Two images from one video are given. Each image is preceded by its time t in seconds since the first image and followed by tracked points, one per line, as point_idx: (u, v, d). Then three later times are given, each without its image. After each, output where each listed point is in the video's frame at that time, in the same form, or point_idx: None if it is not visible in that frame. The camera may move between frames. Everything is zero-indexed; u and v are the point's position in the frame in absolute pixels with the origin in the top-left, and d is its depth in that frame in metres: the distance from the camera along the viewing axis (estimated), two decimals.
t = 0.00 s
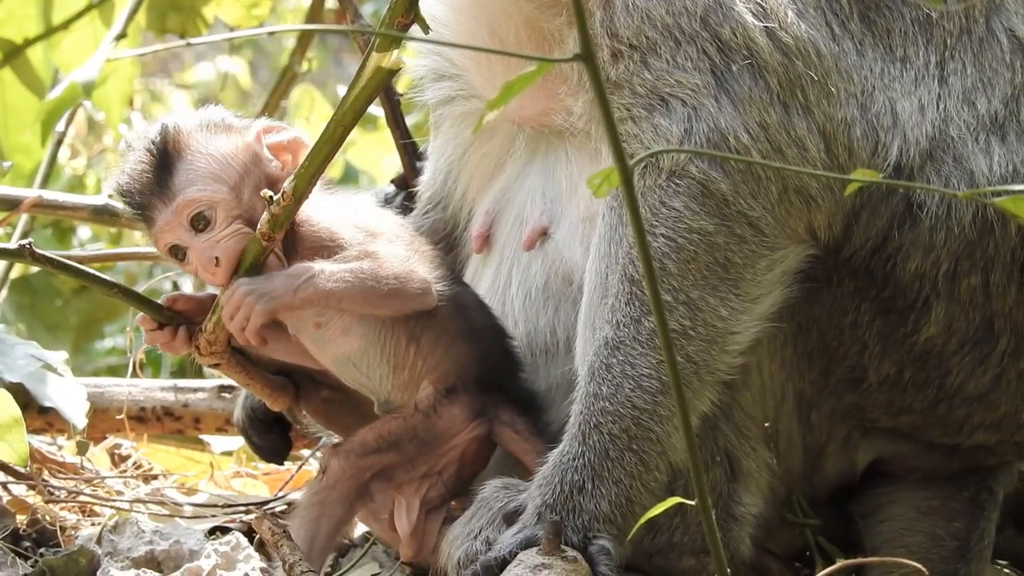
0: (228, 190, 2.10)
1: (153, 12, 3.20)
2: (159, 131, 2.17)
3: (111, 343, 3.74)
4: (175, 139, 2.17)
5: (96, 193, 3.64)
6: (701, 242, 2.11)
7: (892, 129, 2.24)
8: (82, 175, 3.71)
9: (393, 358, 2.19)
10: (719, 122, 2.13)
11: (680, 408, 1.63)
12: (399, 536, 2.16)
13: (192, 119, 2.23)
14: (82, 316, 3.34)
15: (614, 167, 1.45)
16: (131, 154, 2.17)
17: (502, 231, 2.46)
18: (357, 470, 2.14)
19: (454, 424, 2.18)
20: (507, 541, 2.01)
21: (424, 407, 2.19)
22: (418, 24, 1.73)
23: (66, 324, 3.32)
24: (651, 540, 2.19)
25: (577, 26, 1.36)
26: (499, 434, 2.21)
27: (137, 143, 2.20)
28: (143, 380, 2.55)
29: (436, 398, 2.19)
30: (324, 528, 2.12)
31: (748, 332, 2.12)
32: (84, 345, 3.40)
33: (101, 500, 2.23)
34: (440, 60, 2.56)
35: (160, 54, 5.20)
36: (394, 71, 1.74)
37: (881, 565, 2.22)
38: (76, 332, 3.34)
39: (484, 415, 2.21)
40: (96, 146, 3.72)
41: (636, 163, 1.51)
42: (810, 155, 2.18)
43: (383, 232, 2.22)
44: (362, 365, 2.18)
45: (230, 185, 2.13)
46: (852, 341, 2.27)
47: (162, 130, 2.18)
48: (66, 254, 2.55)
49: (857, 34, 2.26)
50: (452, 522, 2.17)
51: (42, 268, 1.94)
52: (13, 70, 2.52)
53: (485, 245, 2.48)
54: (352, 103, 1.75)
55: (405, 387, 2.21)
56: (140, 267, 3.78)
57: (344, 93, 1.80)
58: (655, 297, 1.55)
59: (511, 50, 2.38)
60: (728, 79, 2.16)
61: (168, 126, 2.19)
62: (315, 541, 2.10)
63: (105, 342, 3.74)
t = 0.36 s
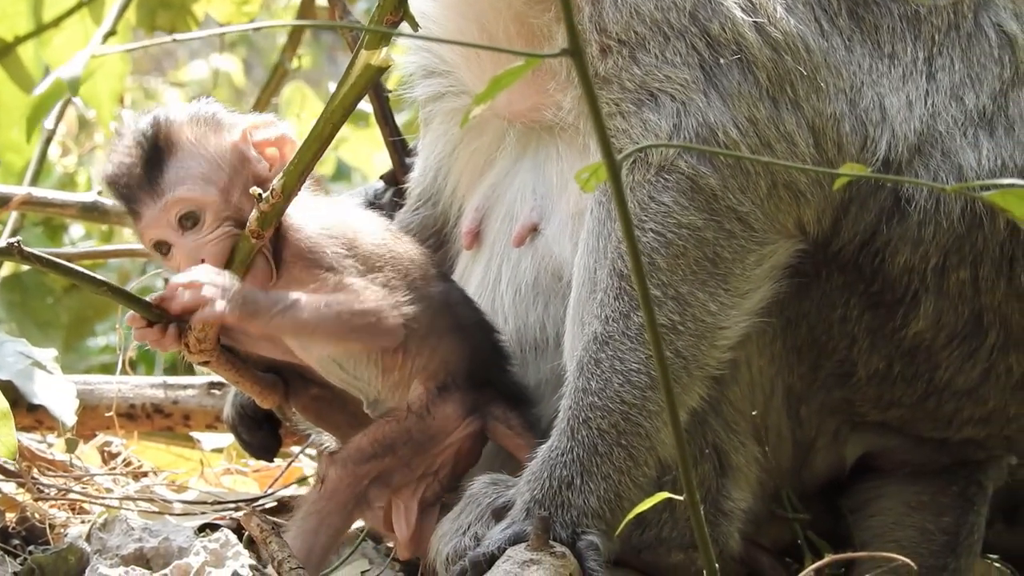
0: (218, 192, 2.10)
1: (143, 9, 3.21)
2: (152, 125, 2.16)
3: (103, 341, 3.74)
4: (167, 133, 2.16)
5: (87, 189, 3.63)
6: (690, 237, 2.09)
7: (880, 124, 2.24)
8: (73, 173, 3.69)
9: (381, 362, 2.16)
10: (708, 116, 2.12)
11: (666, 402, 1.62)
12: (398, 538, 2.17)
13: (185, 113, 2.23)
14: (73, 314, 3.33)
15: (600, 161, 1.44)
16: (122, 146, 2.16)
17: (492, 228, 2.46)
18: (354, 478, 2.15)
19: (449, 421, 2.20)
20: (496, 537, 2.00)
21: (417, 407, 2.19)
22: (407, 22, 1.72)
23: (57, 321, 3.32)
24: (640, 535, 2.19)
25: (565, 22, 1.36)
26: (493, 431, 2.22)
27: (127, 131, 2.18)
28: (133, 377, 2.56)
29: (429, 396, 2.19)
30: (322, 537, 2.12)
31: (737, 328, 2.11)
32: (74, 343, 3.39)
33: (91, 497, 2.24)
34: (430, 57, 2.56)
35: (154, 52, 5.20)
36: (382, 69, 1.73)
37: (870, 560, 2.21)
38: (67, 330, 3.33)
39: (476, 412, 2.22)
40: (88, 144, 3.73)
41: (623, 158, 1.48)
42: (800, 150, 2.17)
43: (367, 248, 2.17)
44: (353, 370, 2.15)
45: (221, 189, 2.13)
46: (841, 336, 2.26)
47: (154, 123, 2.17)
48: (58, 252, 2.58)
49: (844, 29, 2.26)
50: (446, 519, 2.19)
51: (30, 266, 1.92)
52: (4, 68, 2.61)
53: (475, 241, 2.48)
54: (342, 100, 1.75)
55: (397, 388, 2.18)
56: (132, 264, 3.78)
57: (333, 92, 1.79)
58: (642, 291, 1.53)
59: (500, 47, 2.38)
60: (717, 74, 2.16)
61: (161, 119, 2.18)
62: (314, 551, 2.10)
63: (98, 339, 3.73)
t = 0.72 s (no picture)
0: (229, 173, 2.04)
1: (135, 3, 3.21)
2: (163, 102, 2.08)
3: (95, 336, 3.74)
4: (178, 111, 2.08)
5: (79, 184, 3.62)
6: (682, 232, 2.09)
7: (872, 119, 2.23)
8: (65, 168, 3.70)
9: (370, 349, 2.15)
10: (699, 112, 2.12)
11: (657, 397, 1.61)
12: (386, 527, 2.17)
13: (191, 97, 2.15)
14: (65, 309, 3.35)
15: (591, 156, 1.43)
16: (124, 120, 2.07)
17: (484, 223, 2.46)
18: (349, 472, 2.13)
19: (441, 411, 2.20)
20: (487, 532, 2.00)
21: (409, 398, 2.18)
22: (395, 15, 1.71)
23: (50, 316, 3.33)
24: (632, 530, 2.17)
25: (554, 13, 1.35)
26: (480, 420, 2.24)
27: (134, 104, 2.10)
28: (124, 372, 2.58)
29: (420, 389, 2.19)
30: (316, 531, 2.10)
31: (729, 323, 2.11)
32: (66, 338, 3.41)
33: (83, 491, 2.24)
34: (422, 52, 2.56)
35: (146, 46, 5.20)
36: (370, 62, 1.72)
37: (862, 555, 2.22)
38: (60, 325, 3.34)
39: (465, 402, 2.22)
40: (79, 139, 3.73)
41: (614, 152, 1.47)
42: (791, 144, 2.17)
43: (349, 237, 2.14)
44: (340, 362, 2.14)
45: (228, 170, 2.06)
46: (833, 331, 2.26)
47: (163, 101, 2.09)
48: (49, 248, 2.60)
49: (835, 24, 2.26)
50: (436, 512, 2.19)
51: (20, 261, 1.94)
52: None
53: (467, 237, 2.48)
54: (329, 93, 1.73)
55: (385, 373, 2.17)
56: (124, 259, 3.78)
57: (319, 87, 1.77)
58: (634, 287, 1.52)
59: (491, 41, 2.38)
60: (708, 69, 2.16)
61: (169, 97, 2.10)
62: (309, 544, 2.08)
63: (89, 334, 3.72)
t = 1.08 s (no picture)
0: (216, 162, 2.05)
1: None
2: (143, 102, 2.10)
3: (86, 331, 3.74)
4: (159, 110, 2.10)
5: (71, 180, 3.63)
6: (670, 226, 2.09)
7: (860, 112, 2.23)
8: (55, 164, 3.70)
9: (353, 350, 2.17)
10: (686, 105, 2.12)
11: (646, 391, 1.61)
12: (377, 525, 2.18)
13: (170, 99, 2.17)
14: (56, 304, 3.34)
15: (580, 151, 1.42)
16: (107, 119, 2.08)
17: (472, 218, 2.47)
18: (338, 468, 2.12)
19: (430, 405, 2.20)
20: (477, 527, 1.99)
21: (397, 394, 2.18)
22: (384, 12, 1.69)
23: (41, 312, 3.31)
24: (621, 525, 2.15)
25: (542, 7, 1.33)
26: (468, 415, 2.24)
27: (114, 107, 2.12)
28: (114, 368, 2.58)
29: (408, 384, 2.19)
30: (306, 528, 2.09)
31: (717, 317, 2.11)
32: (56, 334, 3.40)
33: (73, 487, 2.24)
34: (410, 47, 2.56)
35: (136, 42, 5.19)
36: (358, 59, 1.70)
37: (851, 551, 2.23)
38: (50, 320, 3.33)
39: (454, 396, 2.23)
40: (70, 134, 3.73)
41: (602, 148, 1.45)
42: (778, 137, 2.16)
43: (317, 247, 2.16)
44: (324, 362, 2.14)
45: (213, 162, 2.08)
46: (822, 326, 2.26)
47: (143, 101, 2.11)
48: (36, 243, 2.60)
49: (821, 16, 2.26)
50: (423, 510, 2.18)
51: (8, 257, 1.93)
52: None
53: (455, 232, 2.48)
54: (317, 88, 1.71)
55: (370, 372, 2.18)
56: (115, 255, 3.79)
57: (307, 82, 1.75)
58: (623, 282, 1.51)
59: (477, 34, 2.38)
60: (694, 62, 2.16)
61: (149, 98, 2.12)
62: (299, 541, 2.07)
63: (80, 329, 3.73)
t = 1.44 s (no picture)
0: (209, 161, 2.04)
1: None
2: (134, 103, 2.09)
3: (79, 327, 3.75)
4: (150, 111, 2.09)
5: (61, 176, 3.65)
6: (658, 221, 2.09)
7: (849, 107, 2.24)
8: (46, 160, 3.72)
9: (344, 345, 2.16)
10: (673, 100, 2.12)
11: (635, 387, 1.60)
12: (368, 521, 2.17)
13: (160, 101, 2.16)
14: (46, 301, 3.43)
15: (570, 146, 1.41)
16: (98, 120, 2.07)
17: (461, 213, 2.47)
18: (327, 463, 2.12)
19: (419, 399, 2.20)
20: (467, 523, 1.99)
21: (385, 387, 2.19)
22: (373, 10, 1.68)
23: (31, 307, 3.42)
24: (611, 521, 2.14)
25: (533, 2, 1.32)
26: (458, 410, 2.24)
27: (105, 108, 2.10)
28: (104, 364, 2.58)
29: (397, 379, 2.19)
30: (296, 524, 2.08)
31: (706, 311, 2.10)
32: (47, 329, 3.47)
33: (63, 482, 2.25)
34: (399, 42, 2.56)
35: (127, 38, 5.20)
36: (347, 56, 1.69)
37: (843, 546, 2.23)
38: (41, 316, 3.43)
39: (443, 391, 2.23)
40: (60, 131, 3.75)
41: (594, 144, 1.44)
42: (766, 131, 2.16)
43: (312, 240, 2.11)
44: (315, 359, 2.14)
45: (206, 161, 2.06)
46: (812, 321, 2.26)
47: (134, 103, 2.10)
48: (27, 239, 2.60)
49: (808, 10, 2.26)
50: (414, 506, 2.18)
51: None
52: None
53: (444, 227, 2.49)
54: (308, 85, 1.70)
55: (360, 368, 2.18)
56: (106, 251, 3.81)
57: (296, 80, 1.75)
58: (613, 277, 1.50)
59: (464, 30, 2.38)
60: (680, 56, 2.16)
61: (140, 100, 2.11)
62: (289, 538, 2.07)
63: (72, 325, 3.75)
